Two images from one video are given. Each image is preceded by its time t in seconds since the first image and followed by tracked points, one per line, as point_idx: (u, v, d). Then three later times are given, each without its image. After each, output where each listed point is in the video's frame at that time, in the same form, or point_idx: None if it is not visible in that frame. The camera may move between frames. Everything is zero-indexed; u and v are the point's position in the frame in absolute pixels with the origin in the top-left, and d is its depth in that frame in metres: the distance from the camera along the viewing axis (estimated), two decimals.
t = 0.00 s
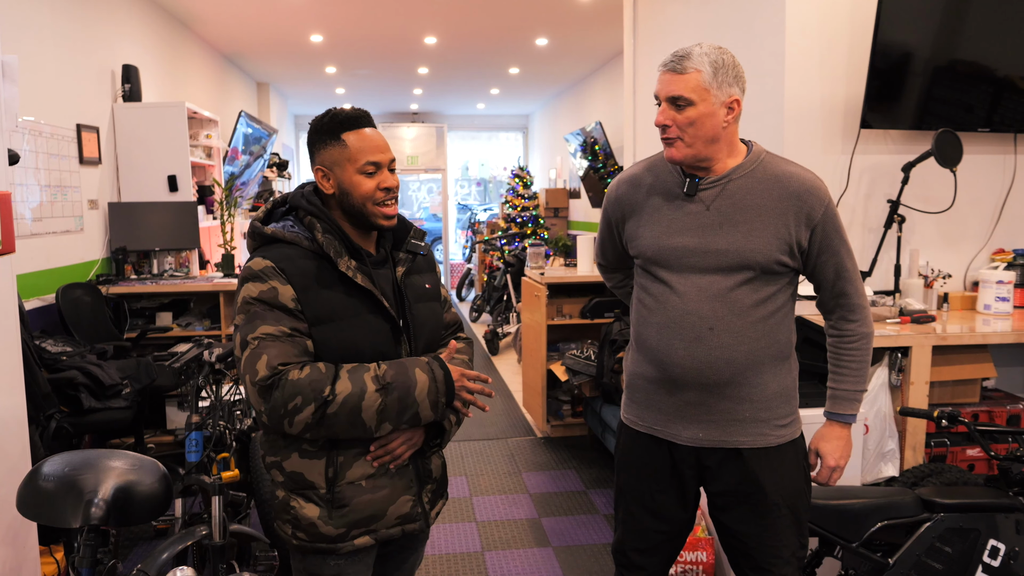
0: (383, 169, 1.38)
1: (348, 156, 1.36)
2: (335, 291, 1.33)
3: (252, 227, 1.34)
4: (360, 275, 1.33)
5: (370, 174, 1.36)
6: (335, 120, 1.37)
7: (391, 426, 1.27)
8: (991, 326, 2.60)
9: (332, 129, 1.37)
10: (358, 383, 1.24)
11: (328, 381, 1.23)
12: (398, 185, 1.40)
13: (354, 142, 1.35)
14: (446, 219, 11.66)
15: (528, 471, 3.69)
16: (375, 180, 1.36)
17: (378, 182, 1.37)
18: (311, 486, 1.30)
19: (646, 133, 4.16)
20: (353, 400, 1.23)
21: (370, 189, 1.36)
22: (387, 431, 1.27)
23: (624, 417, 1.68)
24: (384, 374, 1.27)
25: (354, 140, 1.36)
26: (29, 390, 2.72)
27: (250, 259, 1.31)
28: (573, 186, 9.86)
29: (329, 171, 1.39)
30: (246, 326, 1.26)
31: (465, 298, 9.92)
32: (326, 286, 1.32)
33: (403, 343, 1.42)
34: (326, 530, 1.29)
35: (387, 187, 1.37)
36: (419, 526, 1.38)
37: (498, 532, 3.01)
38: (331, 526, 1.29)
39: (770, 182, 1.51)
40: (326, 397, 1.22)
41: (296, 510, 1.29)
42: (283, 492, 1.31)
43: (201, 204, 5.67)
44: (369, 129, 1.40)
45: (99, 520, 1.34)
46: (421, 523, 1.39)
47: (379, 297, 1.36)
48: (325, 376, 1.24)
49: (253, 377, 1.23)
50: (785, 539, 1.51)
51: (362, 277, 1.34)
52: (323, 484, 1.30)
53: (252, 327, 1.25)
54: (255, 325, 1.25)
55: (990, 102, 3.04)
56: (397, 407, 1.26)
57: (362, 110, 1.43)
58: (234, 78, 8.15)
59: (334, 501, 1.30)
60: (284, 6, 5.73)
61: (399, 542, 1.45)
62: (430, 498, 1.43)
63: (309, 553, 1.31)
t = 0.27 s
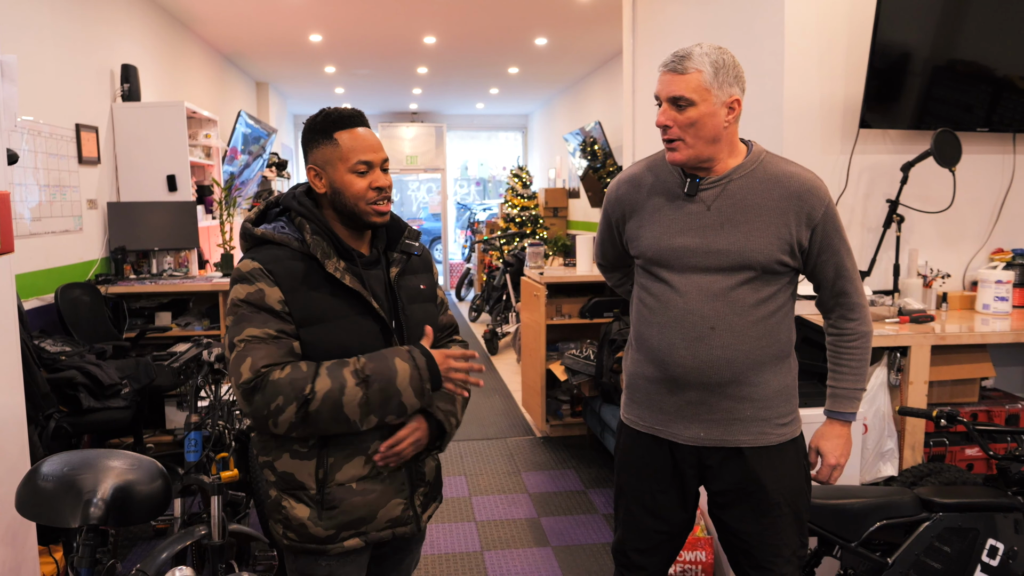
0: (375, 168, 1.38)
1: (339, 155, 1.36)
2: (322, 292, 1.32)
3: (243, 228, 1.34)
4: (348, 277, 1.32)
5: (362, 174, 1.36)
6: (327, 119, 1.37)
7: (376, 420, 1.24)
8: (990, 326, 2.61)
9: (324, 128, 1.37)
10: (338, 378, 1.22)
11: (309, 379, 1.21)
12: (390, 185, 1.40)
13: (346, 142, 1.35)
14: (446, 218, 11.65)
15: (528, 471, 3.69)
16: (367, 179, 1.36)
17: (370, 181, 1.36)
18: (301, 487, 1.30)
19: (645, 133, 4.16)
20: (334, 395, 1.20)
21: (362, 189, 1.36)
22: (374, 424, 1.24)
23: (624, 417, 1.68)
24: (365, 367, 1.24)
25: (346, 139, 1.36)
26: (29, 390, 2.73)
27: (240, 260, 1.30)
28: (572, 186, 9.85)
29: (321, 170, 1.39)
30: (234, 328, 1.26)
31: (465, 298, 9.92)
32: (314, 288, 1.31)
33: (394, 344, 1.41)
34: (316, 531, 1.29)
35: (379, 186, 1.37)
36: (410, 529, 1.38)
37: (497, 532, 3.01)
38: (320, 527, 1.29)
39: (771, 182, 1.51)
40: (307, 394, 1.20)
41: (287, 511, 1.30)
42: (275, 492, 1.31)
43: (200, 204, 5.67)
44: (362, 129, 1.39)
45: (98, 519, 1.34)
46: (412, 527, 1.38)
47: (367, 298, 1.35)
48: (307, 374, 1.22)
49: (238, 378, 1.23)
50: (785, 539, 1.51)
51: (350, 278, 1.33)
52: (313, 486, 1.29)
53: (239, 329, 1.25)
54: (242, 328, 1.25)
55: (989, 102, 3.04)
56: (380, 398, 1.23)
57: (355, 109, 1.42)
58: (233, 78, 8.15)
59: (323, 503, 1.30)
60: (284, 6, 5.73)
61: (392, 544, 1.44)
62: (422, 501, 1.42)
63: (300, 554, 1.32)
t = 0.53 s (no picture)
0: (369, 168, 1.37)
1: (333, 154, 1.35)
2: (310, 294, 1.31)
3: (234, 230, 1.32)
4: (336, 278, 1.31)
5: (356, 173, 1.35)
6: (322, 118, 1.37)
7: (347, 393, 1.19)
8: (990, 326, 2.61)
9: (319, 128, 1.37)
10: (299, 359, 1.18)
11: (278, 366, 1.19)
12: (384, 185, 1.39)
13: (340, 141, 1.35)
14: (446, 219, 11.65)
15: (528, 471, 3.69)
16: (361, 179, 1.36)
17: (365, 181, 1.36)
18: (296, 490, 1.30)
19: (645, 133, 4.16)
20: (298, 375, 1.17)
21: (355, 189, 1.35)
22: (350, 397, 1.20)
23: (624, 416, 1.68)
24: (325, 340, 1.19)
25: (341, 139, 1.35)
26: (28, 390, 2.72)
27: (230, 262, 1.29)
28: (572, 186, 9.85)
29: (315, 169, 1.38)
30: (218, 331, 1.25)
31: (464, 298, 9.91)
32: (299, 289, 1.30)
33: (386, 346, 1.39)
34: (311, 534, 1.29)
35: (373, 187, 1.37)
36: (407, 532, 1.37)
37: (497, 532, 3.00)
38: (315, 531, 1.29)
39: (772, 184, 1.51)
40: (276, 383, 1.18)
41: (283, 513, 1.30)
42: (272, 493, 1.32)
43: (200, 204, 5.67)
44: (358, 128, 1.39)
45: (99, 520, 1.34)
46: (410, 529, 1.37)
47: (357, 300, 1.33)
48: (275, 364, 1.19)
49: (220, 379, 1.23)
50: (785, 539, 1.51)
51: (338, 280, 1.32)
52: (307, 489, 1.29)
53: (224, 333, 1.24)
54: (226, 332, 1.24)
55: (988, 102, 3.04)
56: (345, 368, 1.18)
57: (351, 109, 1.42)
58: (233, 78, 8.15)
59: (318, 505, 1.30)
60: (284, 6, 5.73)
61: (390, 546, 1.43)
62: (419, 504, 1.41)
63: (296, 556, 1.32)
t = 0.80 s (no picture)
0: (370, 170, 1.37)
1: (333, 159, 1.35)
2: (318, 293, 1.31)
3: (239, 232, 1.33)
4: (346, 277, 1.32)
5: (357, 177, 1.35)
6: (321, 121, 1.36)
7: (334, 409, 1.14)
8: (991, 326, 2.61)
9: (318, 131, 1.36)
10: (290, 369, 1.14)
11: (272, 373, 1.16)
12: (386, 187, 1.40)
13: (341, 144, 1.35)
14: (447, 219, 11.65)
15: (529, 472, 3.69)
16: (362, 182, 1.36)
17: (365, 185, 1.36)
18: (303, 492, 1.29)
19: (645, 134, 4.16)
20: (287, 385, 1.14)
21: (359, 192, 1.35)
22: (339, 412, 1.15)
23: (627, 417, 1.68)
24: (318, 352, 1.15)
25: (340, 142, 1.35)
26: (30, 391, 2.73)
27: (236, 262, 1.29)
28: (573, 186, 9.86)
29: (316, 174, 1.38)
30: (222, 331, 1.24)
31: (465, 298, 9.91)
32: (309, 288, 1.30)
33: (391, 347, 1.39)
34: (319, 536, 1.29)
35: (375, 188, 1.37)
36: (414, 531, 1.37)
37: (499, 532, 3.01)
38: (323, 533, 1.29)
39: (774, 182, 1.51)
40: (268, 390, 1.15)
41: (289, 516, 1.30)
42: (277, 496, 1.31)
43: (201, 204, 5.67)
44: (358, 130, 1.39)
45: (100, 521, 1.34)
46: (416, 528, 1.38)
47: (363, 299, 1.34)
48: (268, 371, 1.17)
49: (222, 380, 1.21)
50: (787, 540, 1.51)
51: (348, 279, 1.33)
52: (314, 492, 1.28)
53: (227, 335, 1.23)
54: (232, 332, 1.23)
55: (989, 102, 3.03)
56: (332, 382, 1.13)
57: (352, 111, 1.42)
58: (234, 78, 8.15)
59: (326, 507, 1.30)
60: (285, 6, 5.74)
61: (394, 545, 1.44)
62: (424, 502, 1.42)
63: (303, 558, 1.32)
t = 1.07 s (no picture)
0: (378, 163, 1.38)
1: (342, 151, 1.35)
2: (315, 294, 1.31)
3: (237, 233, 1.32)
4: (342, 278, 1.31)
5: (366, 169, 1.36)
6: (328, 116, 1.37)
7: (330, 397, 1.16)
8: (996, 326, 2.60)
9: (325, 126, 1.37)
10: (285, 366, 1.15)
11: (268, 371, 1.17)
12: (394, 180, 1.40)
13: (347, 137, 1.35)
14: (450, 218, 11.65)
15: (532, 471, 3.69)
16: (371, 174, 1.36)
17: (374, 176, 1.36)
18: (304, 493, 1.29)
19: (649, 133, 4.16)
20: (284, 382, 1.14)
21: (367, 184, 1.35)
22: (339, 401, 1.17)
23: (631, 417, 1.68)
24: (308, 345, 1.16)
25: (348, 135, 1.35)
26: (34, 390, 2.73)
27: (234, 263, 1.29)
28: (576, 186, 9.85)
29: (323, 166, 1.37)
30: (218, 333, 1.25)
31: (468, 298, 9.91)
32: (306, 290, 1.30)
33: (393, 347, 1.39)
34: (320, 537, 1.29)
35: (383, 181, 1.37)
36: (416, 532, 1.36)
37: (502, 532, 3.00)
38: (324, 534, 1.29)
39: (778, 179, 1.50)
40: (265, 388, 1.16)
41: (291, 517, 1.30)
42: (279, 497, 1.31)
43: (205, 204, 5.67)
44: (363, 125, 1.39)
45: (104, 520, 1.34)
46: (418, 529, 1.37)
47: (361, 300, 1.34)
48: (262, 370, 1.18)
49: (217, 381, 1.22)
50: (793, 540, 1.50)
51: (345, 280, 1.32)
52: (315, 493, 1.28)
53: (223, 336, 1.24)
54: (225, 335, 1.24)
55: (994, 101, 3.02)
56: (330, 372, 1.14)
57: (353, 107, 1.42)
58: (237, 78, 8.16)
59: (328, 508, 1.30)
60: (288, 6, 5.74)
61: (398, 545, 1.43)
62: (427, 503, 1.41)
63: (305, 559, 1.32)
